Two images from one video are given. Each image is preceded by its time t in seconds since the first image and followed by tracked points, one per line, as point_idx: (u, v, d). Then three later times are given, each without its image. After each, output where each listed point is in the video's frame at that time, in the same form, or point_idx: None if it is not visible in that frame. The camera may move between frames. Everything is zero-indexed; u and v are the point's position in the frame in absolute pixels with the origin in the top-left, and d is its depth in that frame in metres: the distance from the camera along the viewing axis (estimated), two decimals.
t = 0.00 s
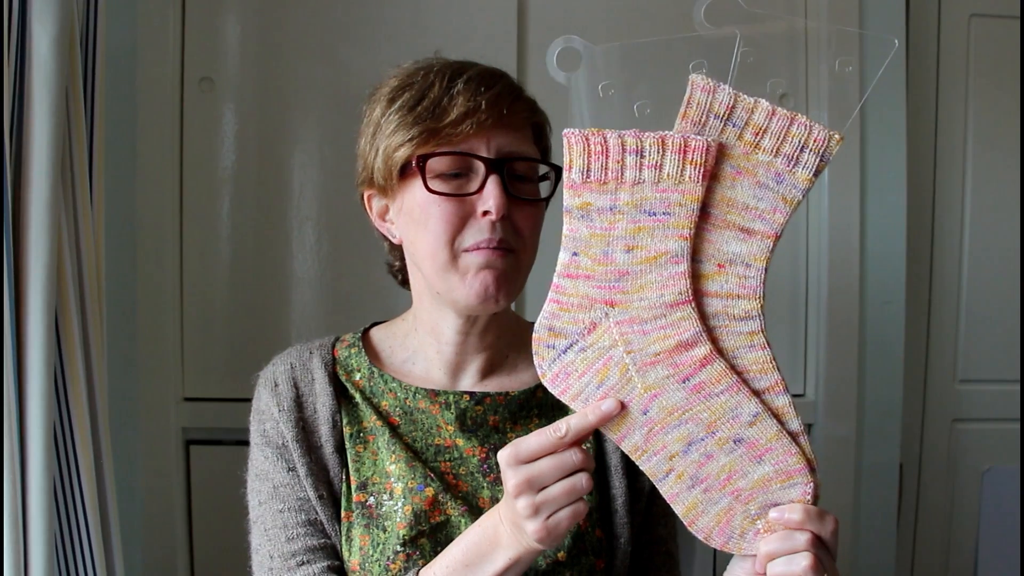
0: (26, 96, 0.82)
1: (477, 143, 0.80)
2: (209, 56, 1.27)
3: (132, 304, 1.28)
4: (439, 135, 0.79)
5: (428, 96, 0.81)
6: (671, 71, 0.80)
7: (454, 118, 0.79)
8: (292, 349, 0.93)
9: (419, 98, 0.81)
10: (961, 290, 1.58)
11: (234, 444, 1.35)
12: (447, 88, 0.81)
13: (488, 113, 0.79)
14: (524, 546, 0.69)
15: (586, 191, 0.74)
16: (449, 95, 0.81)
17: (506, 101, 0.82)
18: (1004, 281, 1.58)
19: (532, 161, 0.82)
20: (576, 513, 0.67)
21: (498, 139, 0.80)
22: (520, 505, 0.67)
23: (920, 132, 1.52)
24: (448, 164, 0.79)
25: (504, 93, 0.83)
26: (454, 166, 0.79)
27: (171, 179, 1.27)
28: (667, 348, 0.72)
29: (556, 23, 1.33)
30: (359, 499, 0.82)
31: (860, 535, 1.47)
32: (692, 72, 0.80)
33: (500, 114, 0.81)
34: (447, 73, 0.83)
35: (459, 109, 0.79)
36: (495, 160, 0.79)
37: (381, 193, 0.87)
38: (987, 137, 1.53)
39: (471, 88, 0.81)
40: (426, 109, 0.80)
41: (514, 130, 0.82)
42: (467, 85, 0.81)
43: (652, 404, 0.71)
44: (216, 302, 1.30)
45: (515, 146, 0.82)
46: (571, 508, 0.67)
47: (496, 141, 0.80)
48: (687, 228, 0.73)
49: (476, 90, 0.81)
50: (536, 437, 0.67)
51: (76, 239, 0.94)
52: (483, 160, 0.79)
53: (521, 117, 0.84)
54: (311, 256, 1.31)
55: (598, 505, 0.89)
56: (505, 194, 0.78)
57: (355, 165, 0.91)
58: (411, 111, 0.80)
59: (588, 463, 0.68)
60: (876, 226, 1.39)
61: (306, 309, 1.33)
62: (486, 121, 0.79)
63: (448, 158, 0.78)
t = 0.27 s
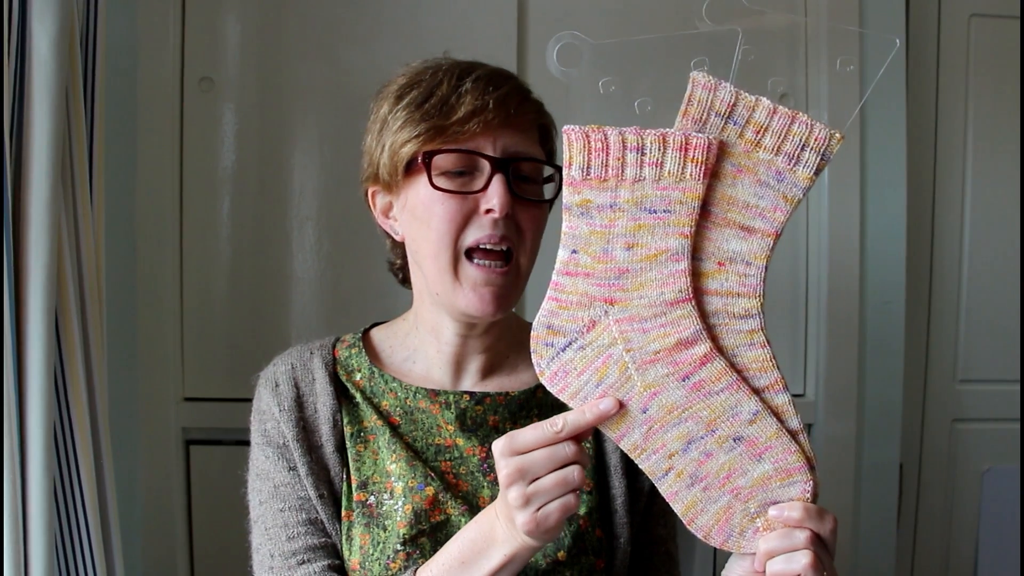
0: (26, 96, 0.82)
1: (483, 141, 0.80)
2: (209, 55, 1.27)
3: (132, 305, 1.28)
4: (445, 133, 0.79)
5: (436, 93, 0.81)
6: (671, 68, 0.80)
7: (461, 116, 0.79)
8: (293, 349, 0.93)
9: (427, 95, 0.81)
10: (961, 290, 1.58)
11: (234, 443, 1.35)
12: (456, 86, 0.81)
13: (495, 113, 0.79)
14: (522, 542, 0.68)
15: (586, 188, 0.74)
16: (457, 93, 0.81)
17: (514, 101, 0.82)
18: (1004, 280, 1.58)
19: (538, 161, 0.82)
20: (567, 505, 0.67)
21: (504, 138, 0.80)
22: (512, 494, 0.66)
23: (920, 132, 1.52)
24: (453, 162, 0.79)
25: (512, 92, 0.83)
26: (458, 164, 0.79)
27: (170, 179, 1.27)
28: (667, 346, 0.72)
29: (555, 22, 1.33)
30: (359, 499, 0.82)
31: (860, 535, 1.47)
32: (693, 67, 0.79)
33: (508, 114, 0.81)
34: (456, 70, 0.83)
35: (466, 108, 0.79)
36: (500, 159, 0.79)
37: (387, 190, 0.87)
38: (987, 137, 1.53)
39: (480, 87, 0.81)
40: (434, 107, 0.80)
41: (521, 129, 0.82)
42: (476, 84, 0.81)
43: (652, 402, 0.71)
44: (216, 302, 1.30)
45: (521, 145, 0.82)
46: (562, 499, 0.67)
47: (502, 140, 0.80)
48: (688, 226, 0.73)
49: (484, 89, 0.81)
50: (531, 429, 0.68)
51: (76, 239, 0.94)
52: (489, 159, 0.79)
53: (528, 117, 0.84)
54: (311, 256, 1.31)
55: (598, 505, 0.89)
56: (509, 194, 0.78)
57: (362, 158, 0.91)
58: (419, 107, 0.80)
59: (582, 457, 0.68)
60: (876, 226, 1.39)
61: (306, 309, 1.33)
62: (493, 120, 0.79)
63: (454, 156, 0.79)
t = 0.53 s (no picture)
0: (26, 96, 0.82)
1: (488, 142, 0.80)
2: (210, 55, 1.27)
3: (132, 304, 1.27)
4: (450, 132, 0.79)
5: (443, 92, 0.81)
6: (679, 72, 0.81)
7: (467, 116, 0.79)
8: (293, 350, 0.93)
9: (434, 94, 0.81)
10: (961, 290, 1.58)
11: (234, 443, 1.35)
12: (463, 86, 0.81)
13: (501, 114, 0.79)
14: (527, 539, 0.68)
15: (597, 186, 0.75)
16: (464, 93, 0.81)
17: (521, 103, 0.82)
18: (1004, 280, 1.58)
19: (541, 164, 0.82)
20: (570, 500, 0.67)
21: (509, 140, 0.80)
22: (515, 489, 0.66)
23: (920, 132, 1.52)
24: (457, 161, 0.79)
25: (520, 95, 0.83)
26: (462, 164, 0.79)
27: (170, 179, 1.27)
28: (673, 343, 0.72)
29: (556, 22, 1.33)
30: (360, 499, 0.82)
31: (860, 535, 1.47)
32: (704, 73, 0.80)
33: (514, 116, 0.81)
34: (465, 71, 0.83)
35: (473, 108, 0.79)
36: (505, 161, 0.79)
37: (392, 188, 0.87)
38: (987, 138, 1.53)
39: (488, 88, 0.81)
40: (440, 106, 0.80)
41: (527, 132, 0.82)
42: (484, 85, 0.81)
43: (655, 399, 0.71)
44: (216, 302, 1.30)
45: (526, 148, 0.82)
46: (565, 494, 0.66)
47: (507, 142, 0.80)
48: (695, 224, 0.73)
49: (492, 90, 0.81)
50: (535, 425, 0.68)
51: (76, 239, 0.94)
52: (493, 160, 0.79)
53: (534, 120, 0.84)
54: (311, 256, 1.31)
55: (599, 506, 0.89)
56: (512, 195, 0.78)
57: (368, 155, 0.91)
58: (425, 106, 0.80)
59: (585, 453, 0.68)
60: (877, 226, 1.39)
61: (306, 310, 1.32)
62: (499, 121, 0.79)
63: (458, 156, 0.78)
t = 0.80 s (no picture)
0: (26, 96, 0.82)
1: (487, 144, 0.80)
2: (210, 55, 1.27)
3: (132, 304, 1.28)
4: (449, 133, 0.79)
5: (443, 93, 0.81)
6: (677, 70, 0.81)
7: (466, 117, 0.79)
8: (295, 350, 0.93)
9: (434, 94, 0.81)
10: (961, 290, 1.58)
11: (234, 444, 1.35)
12: (463, 86, 0.81)
13: (500, 115, 0.79)
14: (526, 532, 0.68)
15: (596, 183, 0.75)
16: (463, 94, 0.81)
17: (520, 103, 0.82)
18: (1004, 280, 1.58)
19: (540, 165, 0.82)
20: (567, 493, 0.66)
21: (508, 141, 0.80)
22: (513, 481, 0.66)
23: (920, 133, 1.52)
24: (456, 162, 0.79)
25: (519, 95, 0.83)
26: (461, 165, 0.79)
27: (170, 179, 1.27)
28: (670, 339, 0.72)
29: (556, 22, 1.33)
30: (361, 499, 0.82)
31: (860, 536, 1.47)
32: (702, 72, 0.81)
33: (513, 117, 0.81)
34: (465, 72, 0.83)
35: (472, 109, 0.79)
36: (503, 162, 0.79)
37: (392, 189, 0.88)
38: (987, 138, 1.53)
39: (487, 89, 0.81)
40: (439, 106, 0.80)
41: (526, 133, 0.82)
42: (483, 86, 0.81)
43: (654, 395, 0.71)
44: (216, 302, 1.30)
45: (524, 149, 0.82)
46: (562, 486, 0.66)
47: (506, 143, 0.80)
48: (693, 221, 0.73)
49: (491, 91, 0.81)
50: (535, 421, 0.68)
51: (76, 238, 0.94)
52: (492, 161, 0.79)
53: (533, 121, 0.84)
54: (311, 256, 1.31)
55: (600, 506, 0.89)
56: (511, 196, 0.78)
57: (368, 158, 0.91)
58: (425, 106, 0.80)
59: (583, 449, 0.68)
60: (877, 226, 1.39)
61: (306, 309, 1.32)
62: (498, 122, 0.79)
63: (457, 157, 0.78)
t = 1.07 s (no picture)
0: (26, 96, 0.82)
1: (473, 143, 0.79)
2: (210, 55, 1.27)
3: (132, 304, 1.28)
4: (435, 136, 0.79)
5: (428, 94, 0.81)
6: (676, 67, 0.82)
7: (449, 119, 0.79)
8: (298, 349, 0.93)
9: (419, 96, 0.81)
10: (961, 290, 1.58)
11: (233, 444, 1.35)
12: (447, 86, 0.81)
13: (484, 113, 0.79)
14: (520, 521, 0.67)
15: (594, 181, 0.75)
16: (448, 93, 0.80)
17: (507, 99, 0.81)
18: (1004, 280, 1.58)
19: (530, 162, 0.81)
20: (558, 483, 0.65)
21: (494, 139, 0.79)
22: (506, 469, 0.66)
23: (920, 132, 1.52)
24: (443, 164, 0.79)
25: (506, 90, 0.82)
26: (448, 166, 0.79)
27: (170, 179, 1.27)
28: (668, 336, 0.72)
29: (556, 22, 1.33)
30: (364, 498, 0.82)
31: (860, 536, 1.47)
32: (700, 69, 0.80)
33: (498, 114, 0.80)
34: (451, 70, 0.83)
35: (455, 110, 0.79)
36: (489, 161, 0.78)
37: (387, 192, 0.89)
38: (987, 138, 1.53)
39: (471, 87, 0.80)
40: (424, 109, 0.80)
41: (514, 129, 0.81)
42: (467, 83, 0.80)
43: (651, 391, 0.71)
44: (216, 302, 1.30)
45: (512, 145, 0.81)
46: (554, 477, 0.65)
47: (491, 141, 0.79)
48: (691, 218, 0.73)
49: (475, 90, 0.80)
50: (530, 410, 0.67)
51: (76, 238, 0.94)
52: (477, 160, 0.79)
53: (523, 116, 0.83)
54: (311, 256, 1.31)
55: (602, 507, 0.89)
56: (497, 197, 0.77)
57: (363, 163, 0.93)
58: (411, 109, 0.81)
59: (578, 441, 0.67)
60: (877, 226, 1.39)
61: (306, 309, 1.32)
62: (482, 121, 0.78)
63: (442, 159, 0.79)
